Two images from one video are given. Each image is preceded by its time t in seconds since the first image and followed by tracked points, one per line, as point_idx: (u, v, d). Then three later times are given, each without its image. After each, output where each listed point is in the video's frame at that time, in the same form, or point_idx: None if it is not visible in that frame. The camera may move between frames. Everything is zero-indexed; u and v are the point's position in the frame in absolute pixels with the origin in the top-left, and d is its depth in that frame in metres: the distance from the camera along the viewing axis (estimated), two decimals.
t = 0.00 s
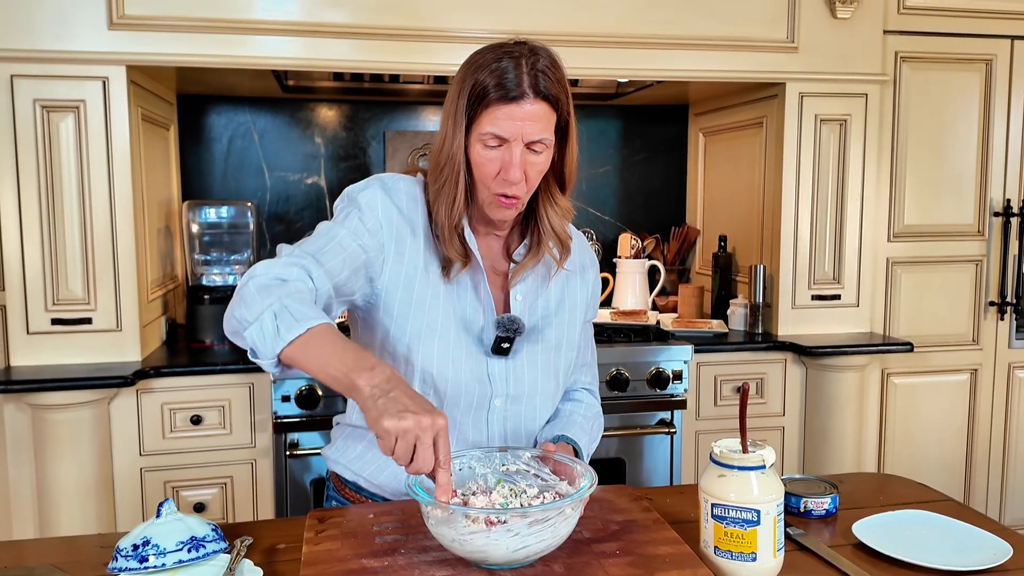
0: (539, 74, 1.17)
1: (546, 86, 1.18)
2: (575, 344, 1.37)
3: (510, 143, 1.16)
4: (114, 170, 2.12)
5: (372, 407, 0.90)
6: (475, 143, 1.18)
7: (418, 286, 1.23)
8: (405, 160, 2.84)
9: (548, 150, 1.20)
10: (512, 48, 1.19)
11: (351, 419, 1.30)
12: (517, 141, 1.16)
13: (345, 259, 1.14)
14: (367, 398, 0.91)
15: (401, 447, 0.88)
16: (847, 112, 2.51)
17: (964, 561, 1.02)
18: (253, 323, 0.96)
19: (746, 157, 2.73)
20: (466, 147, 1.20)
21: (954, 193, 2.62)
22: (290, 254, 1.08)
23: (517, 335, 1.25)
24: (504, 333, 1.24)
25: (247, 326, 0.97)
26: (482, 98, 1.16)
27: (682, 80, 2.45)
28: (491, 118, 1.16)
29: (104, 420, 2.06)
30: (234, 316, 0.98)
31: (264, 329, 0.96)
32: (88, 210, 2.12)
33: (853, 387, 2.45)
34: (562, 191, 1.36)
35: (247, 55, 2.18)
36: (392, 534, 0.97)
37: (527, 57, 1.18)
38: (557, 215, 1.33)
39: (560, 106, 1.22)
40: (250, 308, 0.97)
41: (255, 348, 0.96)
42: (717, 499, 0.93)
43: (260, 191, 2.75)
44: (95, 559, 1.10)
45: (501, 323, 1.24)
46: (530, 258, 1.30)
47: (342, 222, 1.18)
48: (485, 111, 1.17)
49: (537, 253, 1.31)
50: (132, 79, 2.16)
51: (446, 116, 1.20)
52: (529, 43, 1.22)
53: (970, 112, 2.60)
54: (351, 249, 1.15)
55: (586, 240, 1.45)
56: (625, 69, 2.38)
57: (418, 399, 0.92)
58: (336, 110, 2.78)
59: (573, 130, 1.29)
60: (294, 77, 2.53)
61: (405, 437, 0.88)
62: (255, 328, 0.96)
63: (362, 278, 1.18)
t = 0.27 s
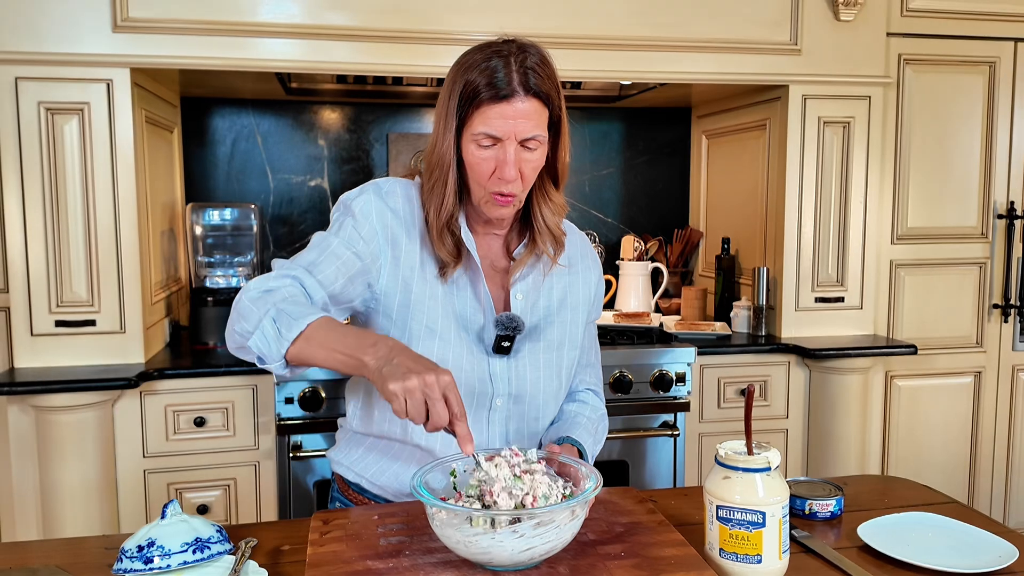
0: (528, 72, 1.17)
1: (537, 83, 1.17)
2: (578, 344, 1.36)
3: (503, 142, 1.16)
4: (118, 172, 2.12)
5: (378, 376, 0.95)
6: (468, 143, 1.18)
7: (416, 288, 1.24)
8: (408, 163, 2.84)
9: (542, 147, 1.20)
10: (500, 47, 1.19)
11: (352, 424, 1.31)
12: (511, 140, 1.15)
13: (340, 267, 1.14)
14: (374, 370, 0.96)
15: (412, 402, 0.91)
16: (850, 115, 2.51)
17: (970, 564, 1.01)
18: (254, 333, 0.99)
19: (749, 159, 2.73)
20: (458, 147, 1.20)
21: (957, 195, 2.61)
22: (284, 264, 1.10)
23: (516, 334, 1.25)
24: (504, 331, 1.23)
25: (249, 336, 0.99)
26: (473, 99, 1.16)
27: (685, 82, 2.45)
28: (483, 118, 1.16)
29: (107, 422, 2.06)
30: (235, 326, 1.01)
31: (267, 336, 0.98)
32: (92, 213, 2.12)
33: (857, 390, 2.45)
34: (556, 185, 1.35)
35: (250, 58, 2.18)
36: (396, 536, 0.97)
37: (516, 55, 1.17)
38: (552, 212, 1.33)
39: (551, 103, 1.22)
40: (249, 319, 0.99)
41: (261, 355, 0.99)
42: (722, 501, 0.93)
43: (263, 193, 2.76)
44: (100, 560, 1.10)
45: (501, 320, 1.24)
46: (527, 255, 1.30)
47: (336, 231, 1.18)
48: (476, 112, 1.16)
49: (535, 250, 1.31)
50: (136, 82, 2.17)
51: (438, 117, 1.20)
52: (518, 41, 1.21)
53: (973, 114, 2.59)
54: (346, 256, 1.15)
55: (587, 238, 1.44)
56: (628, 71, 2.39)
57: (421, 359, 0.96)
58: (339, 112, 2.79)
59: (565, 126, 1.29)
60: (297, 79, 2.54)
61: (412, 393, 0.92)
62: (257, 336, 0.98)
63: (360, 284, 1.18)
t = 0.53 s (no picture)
0: (531, 72, 1.17)
1: (540, 84, 1.17)
2: (583, 342, 1.36)
3: (507, 142, 1.16)
4: (122, 172, 2.13)
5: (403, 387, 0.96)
6: (472, 144, 1.18)
7: (424, 292, 1.24)
8: (411, 163, 2.84)
9: (546, 147, 1.20)
10: (503, 46, 1.19)
11: (355, 425, 1.31)
12: (515, 140, 1.15)
13: (351, 275, 1.14)
14: (399, 381, 0.97)
15: (436, 411, 0.92)
16: (854, 115, 2.51)
17: (977, 563, 1.01)
18: (274, 347, 1.00)
19: (753, 159, 2.73)
20: (462, 147, 1.20)
21: (961, 195, 2.61)
22: (294, 277, 1.10)
23: (522, 333, 1.25)
24: (509, 331, 1.24)
25: (269, 351, 1.00)
26: (477, 99, 1.16)
27: (688, 82, 2.45)
28: (487, 118, 1.15)
29: (111, 422, 2.06)
30: (255, 342, 1.01)
31: (288, 349, 0.99)
32: (96, 213, 2.12)
33: (861, 390, 2.44)
34: (560, 185, 1.35)
35: (253, 58, 2.18)
36: (401, 535, 0.97)
37: (520, 55, 1.17)
38: (556, 211, 1.33)
39: (555, 103, 1.22)
40: (268, 333, 1.01)
41: (282, 368, 1.00)
42: (728, 500, 0.93)
43: (267, 194, 2.76)
44: (104, 559, 1.10)
45: (505, 320, 1.24)
46: (531, 254, 1.29)
47: (343, 237, 1.18)
48: (480, 112, 1.16)
49: (538, 249, 1.30)
50: (140, 82, 2.17)
51: (441, 117, 1.20)
52: (521, 40, 1.21)
53: (978, 114, 2.59)
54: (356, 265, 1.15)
55: (591, 236, 1.44)
56: (632, 71, 2.38)
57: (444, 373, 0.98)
58: (342, 113, 2.79)
59: (569, 126, 1.29)
60: (300, 79, 2.54)
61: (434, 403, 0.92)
62: (277, 350, 0.99)
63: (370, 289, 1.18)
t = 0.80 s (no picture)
0: (546, 74, 1.17)
1: (555, 86, 1.17)
2: (589, 343, 1.36)
3: (520, 143, 1.16)
4: (126, 172, 2.13)
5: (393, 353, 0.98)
6: (484, 145, 1.18)
7: (424, 288, 1.24)
8: (414, 164, 2.84)
9: (558, 149, 1.20)
10: (519, 47, 1.19)
11: (364, 426, 1.30)
12: (528, 142, 1.15)
13: (345, 269, 1.14)
14: (387, 350, 0.99)
15: (430, 377, 0.95)
16: (859, 115, 2.50)
17: (985, 564, 1.01)
18: (262, 330, 1.02)
19: (757, 159, 2.73)
20: (474, 148, 1.20)
21: (965, 196, 2.60)
22: (287, 268, 1.12)
23: (529, 334, 1.25)
24: (516, 332, 1.24)
25: (258, 335, 1.02)
26: (490, 100, 1.16)
27: (692, 82, 2.45)
28: (500, 119, 1.15)
29: (115, 422, 2.07)
30: (244, 327, 1.03)
31: (276, 331, 1.01)
32: (100, 213, 2.12)
33: (865, 390, 2.44)
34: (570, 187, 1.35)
35: (256, 59, 2.19)
36: (408, 535, 0.97)
37: (535, 56, 1.17)
38: (566, 213, 1.32)
39: (569, 105, 1.22)
40: (257, 319, 1.03)
41: (270, 351, 1.02)
42: (735, 500, 0.93)
43: (270, 194, 2.76)
44: (110, 559, 1.10)
45: (513, 323, 1.24)
46: (541, 255, 1.29)
47: (342, 234, 1.19)
48: (493, 113, 1.16)
49: (548, 250, 1.30)
50: (144, 82, 2.17)
51: (454, 117, 1.20)
52: (535, 42, 1.21)
53: (982, 114, 2.58)
54: (351, 258, 1.16)
55: (597, 238, 1.44)
56: (636, 71, 2.38)
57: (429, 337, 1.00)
58: (345, 113, 2.79)
59: (582, 129, 1.29)
60: (304, 80, 2.54)
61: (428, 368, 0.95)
62: (266, 333, 1.01)
63: (370, 286, 1.18)
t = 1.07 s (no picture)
0: (550, 72, 1.16)
1: (559, 85, 1.17)
2: (595, 342, 1.36)
3: (523, 142, 1.16)
4: (131, 172, 2.13)
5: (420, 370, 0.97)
6: (488, 143, 1.18)
7: (436, 290, 1.24)
8: (418, 163, 2.84)
9: (562, 148, 1.19)
10: (523, 47, 1.19)
11: (368, 424, 1.31)
12: (531, 140, 1.15)
13: (362, 275, 1.14)
14: (417, 367, 0.98)
15: (457, 391, 0.93)
16: (864, 115, 2.50)
17: (994, 563, 1.00)
18: (291, 345, 1.01)
19: (761, 159, 2.72)
20: (479, 147, 1.20)
21: (971, 196, 2.60)
22: (307, 277, 1.11)
23: (534, 334, 1.25)
24: (522, 332, 1.23)
25: (287, 349, 1.02)
26: (494, 98, 1.16)
27: (697, 82, 2.44)
28: (504, 118, 1.15)
29: (120, 422, 2.07)
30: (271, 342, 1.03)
31: (305, 347, 1.01)
32: (105, 212, 2.13)
33: (870, 390, 2.43)
34: (575, 187, 1.35)
35: (260, 58, 2.19)
36: (415, 534, 0.97)
37: (539, 55, 1.17)
38: (570, 213, 1.33)
39: (573, 104, 1.21)
40: (285, 333, 1.02)
41: (298, 365, 1.01)
42: (743, 500, 0.92)
43: (274, 194, 2.76)
44: (117, 558, 1.10)
45: (518, 321, 1.24)
46: (544, 255, 1.29)
47: (355, 237, 1.19)
48: (497, 111, 1.16)
49: (553, 250, 1.31)
50: (149, 82, 2.18)
51: (459, 117, 1.20)
52: (540, 41, 1.21)
53: (987, 114, 2.58)
54: (368, 264, 1.16)
55: (604, 236, 1.44)
56: (640, 70, 2.38)
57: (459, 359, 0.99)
58: (350, 113, 2.79)
59: (587, 128, 1.29)
60: (308, 80, 2.54)
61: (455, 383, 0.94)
62: (294, 348, 1.01)
63: (383, 289, 1.19)
